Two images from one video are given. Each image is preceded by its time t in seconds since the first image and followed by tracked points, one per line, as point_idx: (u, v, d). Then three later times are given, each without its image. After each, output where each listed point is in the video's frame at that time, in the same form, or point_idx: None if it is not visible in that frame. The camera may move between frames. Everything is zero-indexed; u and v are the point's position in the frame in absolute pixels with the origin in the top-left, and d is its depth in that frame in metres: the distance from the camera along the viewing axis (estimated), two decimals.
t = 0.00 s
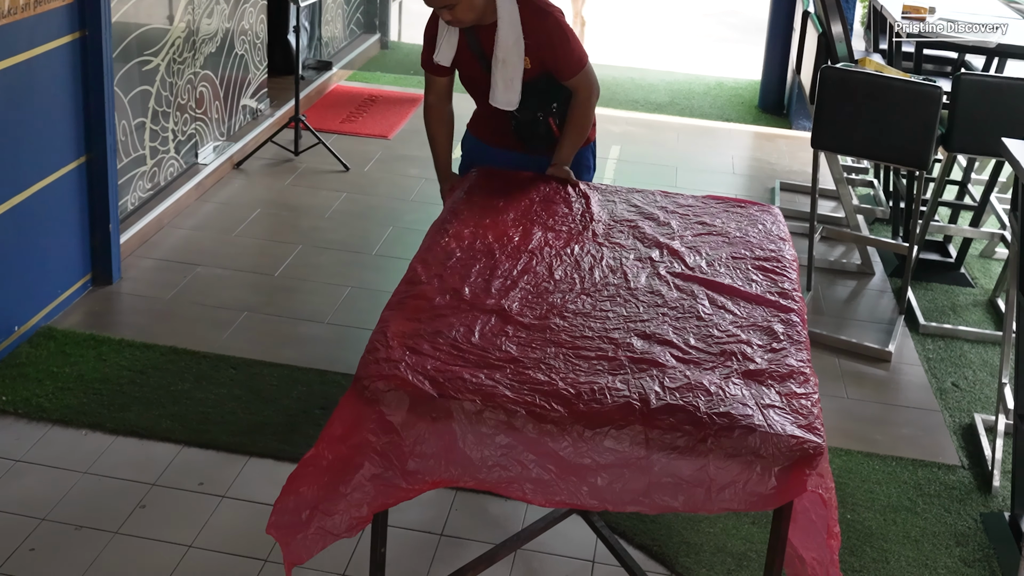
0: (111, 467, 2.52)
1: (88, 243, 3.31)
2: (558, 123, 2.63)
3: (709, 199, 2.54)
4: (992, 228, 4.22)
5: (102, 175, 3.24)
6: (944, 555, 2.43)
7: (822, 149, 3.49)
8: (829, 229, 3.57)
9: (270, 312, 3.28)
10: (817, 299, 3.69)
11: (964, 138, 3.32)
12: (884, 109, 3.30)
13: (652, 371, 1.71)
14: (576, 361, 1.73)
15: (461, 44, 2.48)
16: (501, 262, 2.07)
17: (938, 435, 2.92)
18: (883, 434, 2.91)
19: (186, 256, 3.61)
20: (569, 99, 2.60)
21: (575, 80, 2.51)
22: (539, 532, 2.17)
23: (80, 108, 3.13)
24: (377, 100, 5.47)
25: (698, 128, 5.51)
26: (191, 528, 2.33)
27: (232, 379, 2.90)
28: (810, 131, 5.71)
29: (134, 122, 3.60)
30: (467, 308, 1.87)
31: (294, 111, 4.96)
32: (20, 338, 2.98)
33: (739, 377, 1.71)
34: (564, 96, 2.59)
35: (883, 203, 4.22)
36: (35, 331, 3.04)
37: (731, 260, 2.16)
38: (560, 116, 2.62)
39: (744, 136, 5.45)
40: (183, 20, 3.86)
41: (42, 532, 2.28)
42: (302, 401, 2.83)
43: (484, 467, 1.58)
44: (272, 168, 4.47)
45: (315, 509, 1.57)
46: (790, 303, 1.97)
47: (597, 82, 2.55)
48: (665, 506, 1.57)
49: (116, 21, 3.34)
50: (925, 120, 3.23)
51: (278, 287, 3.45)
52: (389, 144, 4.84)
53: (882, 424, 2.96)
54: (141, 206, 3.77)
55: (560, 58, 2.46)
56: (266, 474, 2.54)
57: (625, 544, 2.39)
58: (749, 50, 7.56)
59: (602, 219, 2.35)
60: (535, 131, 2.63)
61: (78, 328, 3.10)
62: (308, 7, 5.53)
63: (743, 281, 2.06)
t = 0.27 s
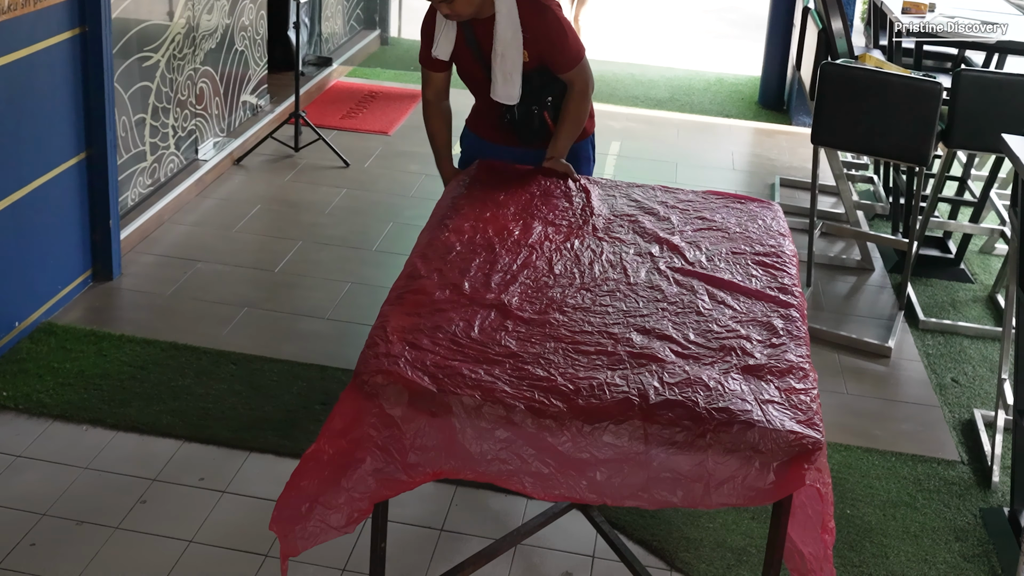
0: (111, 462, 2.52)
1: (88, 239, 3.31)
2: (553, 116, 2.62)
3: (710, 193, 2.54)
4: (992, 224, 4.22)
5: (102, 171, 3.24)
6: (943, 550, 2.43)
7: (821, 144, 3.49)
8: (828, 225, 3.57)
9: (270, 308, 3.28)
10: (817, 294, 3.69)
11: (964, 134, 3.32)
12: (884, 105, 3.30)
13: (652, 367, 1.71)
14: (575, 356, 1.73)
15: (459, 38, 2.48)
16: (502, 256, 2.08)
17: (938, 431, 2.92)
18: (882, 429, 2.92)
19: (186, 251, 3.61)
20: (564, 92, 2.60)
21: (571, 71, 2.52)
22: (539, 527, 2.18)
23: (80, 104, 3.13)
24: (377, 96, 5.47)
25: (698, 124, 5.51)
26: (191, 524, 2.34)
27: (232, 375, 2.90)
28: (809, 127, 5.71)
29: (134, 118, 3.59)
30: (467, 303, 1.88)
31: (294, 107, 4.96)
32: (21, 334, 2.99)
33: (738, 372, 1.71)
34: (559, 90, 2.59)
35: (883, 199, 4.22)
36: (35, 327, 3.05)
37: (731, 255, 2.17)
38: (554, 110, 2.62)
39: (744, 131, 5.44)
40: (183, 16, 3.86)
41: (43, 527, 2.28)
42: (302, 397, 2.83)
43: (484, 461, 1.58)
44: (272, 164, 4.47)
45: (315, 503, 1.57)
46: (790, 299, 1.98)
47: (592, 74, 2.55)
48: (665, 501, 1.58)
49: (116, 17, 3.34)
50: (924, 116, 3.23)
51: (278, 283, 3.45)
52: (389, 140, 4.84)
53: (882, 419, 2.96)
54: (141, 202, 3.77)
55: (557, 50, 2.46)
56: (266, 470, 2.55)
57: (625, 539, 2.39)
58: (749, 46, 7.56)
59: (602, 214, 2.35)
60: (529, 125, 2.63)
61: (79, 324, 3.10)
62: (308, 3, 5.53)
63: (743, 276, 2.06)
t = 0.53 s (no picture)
0: (112, 457, 2.53)
1: (88, 234, 3.31)
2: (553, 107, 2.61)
3: (710, 180, 2.55)
4: (992, 220, 4.23)
5: (102, 166, 3.24)
6: (942, 544, 2.44)
7: (822, 141, 3.49)
8: (828, 220, 3.57)
9: (270, 304, 3.28)
10: (816, 290, 3.70)
11: (964, 129, 3.32)
12: (885, 101, 3.30)
13: (651, 360, 1.72)
14: (575, 350, 1.74)
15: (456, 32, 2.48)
16: (501, 247, 2.08)
17: (937, 426, 2.93)
18: (882, 424, 2.92)
19: (186, 247, 3.61)
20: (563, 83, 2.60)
21: (568, 60, 2.51)
22: (539, 522, 2.18)
23: (80, 100, 3.13)
24: (377, 91, 5.46)
25: (698, 119, 5.51)
26: (192, 518, 2.34)
27: (232, 370, 2.90)
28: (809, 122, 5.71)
29: (134, 113, 3.59)
30: (467, 296, 1.88)
31: (294, 103, 4.96)
32: (21, 329, 2.99)
33: (738, 365, 1.72)
34: (558, 81, 2.59)
35: (883, 194, 4.22)
36: (36, 322, 3.05)
37: (731, 243, 2.17)
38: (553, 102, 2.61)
39: (744, 127, 5.44)
40: (183, 11, 3.86)
41: (43, 522, 2.29)
42: (302, 392, 2.83)
43: (484, 456, 1.58)
44: (272, 159, 4.47)
45: (315, 497, 1.57)
46: (790, 289, 1.98)
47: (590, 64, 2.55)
48: (665, 495, 1.58)
49: (116, 13, 3.33)
50: (925, 112, 3.23)
51: (279, 278, 3.46)
52: (389, 136, 4.84)
53: (881, 415, 2.97)
54: (141, 197, 3.77)
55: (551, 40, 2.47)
56: (267, 465, 2.55)
57: (625, 534, 2.40)
58: (749, 42, 7.56)
59: (602, 203, 2.35)
60: (529, 116, 2.62)
61: (79, 319, 3.11)
62: None
63: (743, 265, 2.06)
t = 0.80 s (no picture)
0: (112, 453, 2.53)
1: (88, 229, 3.31)
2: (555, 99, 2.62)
3: (711, 169, 2.55)
4: (992, 216, 4.23)
5: (102, 162, 3.25)
6: (941, 540, 2.44)
7: (822, 137, 3.49)
8: (828, 216, 3.57)
9: (270, 300, 3.29)
10: (816, 285, 3.70)
11: (964, 125, 3.32)
12: (884, 96, 3.30)
13: (651, 355, 1.72)
14: (575, 344, 1.74)
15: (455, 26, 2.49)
16: (501, 240, 2.08)
17: (937, 421, 2.93)
18: (881, 420, 2.92)
19: (186, 243, 3.62)
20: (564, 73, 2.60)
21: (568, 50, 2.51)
22: (539, 517, 2.18)
23: (80, 96, 3.13)
24: (377, 87, 5.46)
25: (698, 115, 5.51)
26: (192, 514, 2.34)
27: (233, 366, 2.91)
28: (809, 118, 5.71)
29: (134, 109, 3.59)
30: (467, 289, 1.88)
31: (294, 98, 4.96)
32: (21, 324, 2.99)
33: (738, 360, 1.72)
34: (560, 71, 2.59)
35: (883, 190, 4.23)
36: (36, 317, 3.05)
37: (731, 235, 2.17)
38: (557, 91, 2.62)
39: (744, 123, 5.44)
40: (183, 7, 3.86)
41: (44, 517, 2.29)
42: (302, 388, 2.84)
43: (484, 452, 1.58)
44: (271, 155, 4.47)
45: (315, 493, 1.57)
46: (790, 281, 1.98)
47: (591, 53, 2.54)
48: (664, 492, 1.58)
49: (116, 9, 3.33)
50: (924, 106, 3.23)
51: (279, 274, 3.46)
52: (389, 132, 4.84)
53: (881, 410, 2.97)
54: (141, 193, 3.77)
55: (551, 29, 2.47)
56: (267, 460, 2.55)
57: (624, 529, 2.40)
58: (749, 37, 7.56)
59: (602, 193, 2.35)
60: (532, 108, 2.62)
61: (79, 315, 3.11)
62: None
63: (743, 257, 2.07)
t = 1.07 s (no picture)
0: (113, 449, 2.53)
1: (88, 226, 3.31)
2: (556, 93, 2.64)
3: (711, 161, 2.56)
4: (992, 212, 4.23)
5: (103, 159, 3.25)
6: (940, 536, 2.44)
7: (821, 133, 3.50)
8: (828, 213, 3.57)
9: (270, 296, 3.29)
10: (816, 282, 3.70)
11: (963, 122, 3.32)
12: (884, 93, 3.31)
13: (650, 351, 1.72)
14: (575, 340, 1.74)
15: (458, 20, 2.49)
16: (501, 234, 2.08)
17: (936, 418, 2.94)
18: (881, 416, 2.93)
19: (187, 239, 3.62)
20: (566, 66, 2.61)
21: (570, 44, 2.52)
22: (539, 513, 2.19)
23: (80, 92, 3.13)
24: (377, 84, 5.46)
25: (698, 112, 5.51)
26: (192, 510, 2.35)
27: (233, 363, 2.91)
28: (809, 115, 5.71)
29: (134, 106, 3.59)
30: (467, 284, 1.88)
31: (294, 95, 4.96)
32: (22, 321, 2.99)
33: (737, 356, 1.72)
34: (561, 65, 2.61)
35: (883, 187, 4.23)
36: (37, 314, 3.05)
37: (732, 228, 2.17)
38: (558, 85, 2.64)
39: (744, 120, 5.45)
40: (183, 4, 3.86)
41: (44, 514, 2.29)
42: (302, 384, 2.84)
43: (483, 449, 1.58)
44: (272, 152, 4.47)
45: (316, 490, 1.57)
46: (790, 275, 1.98)
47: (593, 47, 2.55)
48: (664, 489, 1.58)
49: (116, 5, 3.33)
50: (923, 103, 3.23)
51: (279, 270, 3.46)
52: (389, 128, 4.84)
53: (880, 406, 2.98)
54: (141, 190, 3.77)
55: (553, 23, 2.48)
56: (267, 457, 2.56)
57: (624, 526, 2.40)
58: (749, 34, 7.56)
59: (602, 186, 2.35)
60: (533, 101, 2.66)
61: (80, 312, 3.11)
62: None
63: (743, 251, 2.07)
